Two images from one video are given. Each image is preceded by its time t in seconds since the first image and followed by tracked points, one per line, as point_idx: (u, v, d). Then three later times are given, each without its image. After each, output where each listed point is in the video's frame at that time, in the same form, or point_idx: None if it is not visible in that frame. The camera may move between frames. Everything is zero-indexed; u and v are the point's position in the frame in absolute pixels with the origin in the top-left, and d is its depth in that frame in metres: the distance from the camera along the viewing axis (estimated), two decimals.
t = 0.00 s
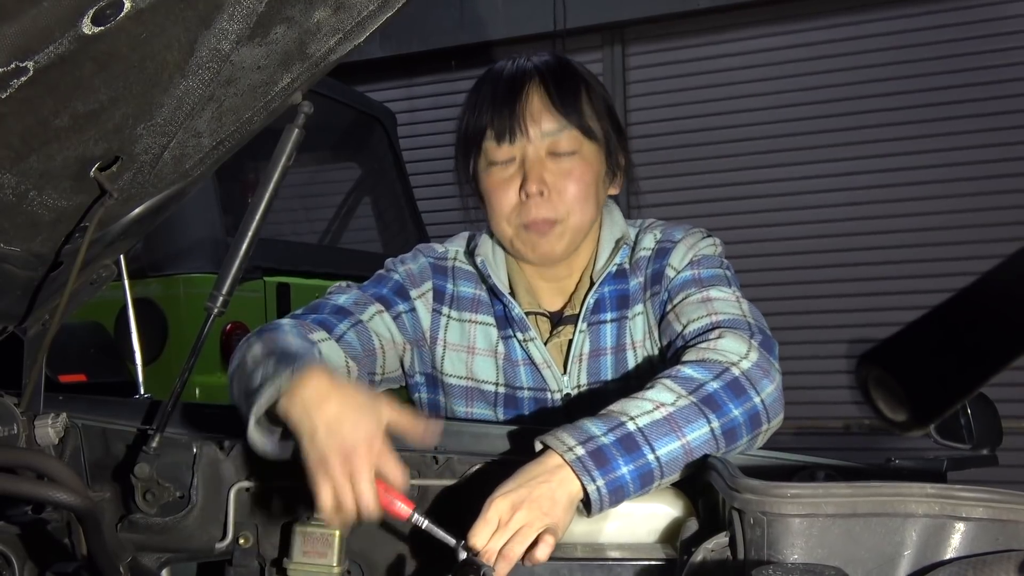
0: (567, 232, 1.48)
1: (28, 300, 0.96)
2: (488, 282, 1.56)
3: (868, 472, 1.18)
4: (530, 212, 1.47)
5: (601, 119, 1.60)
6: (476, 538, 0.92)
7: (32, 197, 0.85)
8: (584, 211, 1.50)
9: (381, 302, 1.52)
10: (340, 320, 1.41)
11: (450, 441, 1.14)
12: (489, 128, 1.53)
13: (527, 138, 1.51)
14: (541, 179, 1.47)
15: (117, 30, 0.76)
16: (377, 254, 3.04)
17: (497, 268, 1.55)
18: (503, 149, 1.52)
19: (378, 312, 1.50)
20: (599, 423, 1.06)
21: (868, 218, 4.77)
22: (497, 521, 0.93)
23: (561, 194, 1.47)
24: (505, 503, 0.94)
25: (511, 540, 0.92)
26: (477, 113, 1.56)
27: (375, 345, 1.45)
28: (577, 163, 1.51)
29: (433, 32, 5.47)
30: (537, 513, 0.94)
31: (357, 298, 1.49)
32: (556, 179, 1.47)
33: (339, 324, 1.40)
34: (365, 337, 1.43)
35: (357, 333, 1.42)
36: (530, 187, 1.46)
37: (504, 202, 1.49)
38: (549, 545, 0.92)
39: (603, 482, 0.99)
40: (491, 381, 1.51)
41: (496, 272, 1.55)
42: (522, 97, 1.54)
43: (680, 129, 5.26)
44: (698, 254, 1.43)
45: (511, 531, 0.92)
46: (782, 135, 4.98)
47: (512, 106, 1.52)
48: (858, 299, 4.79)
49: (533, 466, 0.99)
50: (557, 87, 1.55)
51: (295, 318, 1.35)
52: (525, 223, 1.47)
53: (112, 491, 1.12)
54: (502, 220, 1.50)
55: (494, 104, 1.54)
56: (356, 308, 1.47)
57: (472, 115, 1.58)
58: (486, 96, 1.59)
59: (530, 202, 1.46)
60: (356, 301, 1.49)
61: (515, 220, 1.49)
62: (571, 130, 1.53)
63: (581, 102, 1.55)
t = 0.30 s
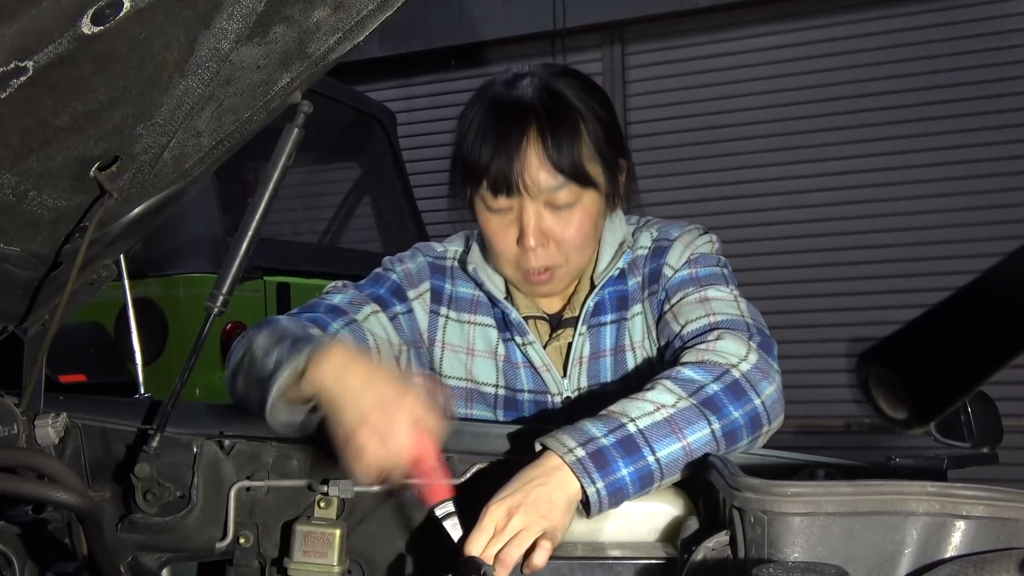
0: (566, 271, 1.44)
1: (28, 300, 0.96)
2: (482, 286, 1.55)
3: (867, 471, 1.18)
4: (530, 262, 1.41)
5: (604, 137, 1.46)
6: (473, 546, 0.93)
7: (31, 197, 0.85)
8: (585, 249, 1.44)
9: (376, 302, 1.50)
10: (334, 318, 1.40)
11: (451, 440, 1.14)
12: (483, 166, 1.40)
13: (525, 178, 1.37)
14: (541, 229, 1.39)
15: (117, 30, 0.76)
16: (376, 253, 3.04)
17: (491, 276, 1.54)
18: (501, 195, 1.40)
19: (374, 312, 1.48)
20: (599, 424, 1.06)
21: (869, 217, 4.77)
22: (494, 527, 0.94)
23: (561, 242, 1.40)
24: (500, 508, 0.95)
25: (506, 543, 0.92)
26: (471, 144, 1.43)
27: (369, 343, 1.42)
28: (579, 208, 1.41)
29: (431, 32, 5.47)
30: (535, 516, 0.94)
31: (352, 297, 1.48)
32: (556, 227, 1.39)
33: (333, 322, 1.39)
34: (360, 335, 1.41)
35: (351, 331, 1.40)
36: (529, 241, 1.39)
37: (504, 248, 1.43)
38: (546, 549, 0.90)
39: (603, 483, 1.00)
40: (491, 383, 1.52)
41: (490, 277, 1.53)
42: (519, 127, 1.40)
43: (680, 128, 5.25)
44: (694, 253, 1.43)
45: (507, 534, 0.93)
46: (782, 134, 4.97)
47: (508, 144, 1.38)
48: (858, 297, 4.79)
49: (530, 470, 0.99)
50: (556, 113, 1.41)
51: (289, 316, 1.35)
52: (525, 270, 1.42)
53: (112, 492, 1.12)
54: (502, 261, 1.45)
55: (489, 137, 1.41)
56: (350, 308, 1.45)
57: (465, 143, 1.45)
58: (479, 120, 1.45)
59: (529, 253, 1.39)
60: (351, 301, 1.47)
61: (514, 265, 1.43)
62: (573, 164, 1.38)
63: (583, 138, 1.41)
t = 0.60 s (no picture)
0: (557, 289, 1.43)
1: (28, 300, 0.96)
2: (472, 299, 1.53)
3: (866, 472, 1.18)
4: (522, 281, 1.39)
5: (602, 158, 1.44)
6: (472, 548, 0.92)
7: (32, 196, 0.85)
8: (577, 269, 1.43)
9: (375, 307, 1.51)
10: (334, 327, 1.41)
11: (450, 439, 1.15)
12: (478, 186, 1.37)
13: (522, 202, 1.35)
14: (534, 250, 1.37)
15: (118, 28, 0.76)
16: (376, 253, 3.04)
17: (481, 286, 1.52)
18: (493, 219, 1.38)
19: (372, 318, 1.49)
20: (598, 429, 1.05)
21: (869, 218, 4.77)
22: (493, 529, 0.93)
23: (554, 264, 1.39)
24: (499, 511, 0.94)
25: (507, 546, 0.92)
26: (465, 162, 1.40)
27: (368, 353, 1.46)
28: (573, 231, 1.39)
29: (432, 31, 5.47)
30: (534, 519, 0.94)
31: (352, 302, 1.48)
32: (550, 248, 1.38)
33: (334, 331, 1.40)
34: (360, 344, 1.44)
35: (351, 340, 1.43)
36: (522, 265, 1.36)
37: (495, 267, 1.41)
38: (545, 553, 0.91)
39: (602, 489, 1.00)
40: (487, 390, 1.51)
41: (478, 288, 1.52)
42: (517, 148, 1.37)
43: (680, 128, 5.25)
44: (687, 253, 1.44)
45: (507, 537, 0.92)
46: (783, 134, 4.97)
47: (505, 165, 1.36)
48: (859, 297, 4.80)
49: (530, 472, 0.99)
50: (555, 135, 1.39)
51: (288, 326, 1.35)
52: (517, 289, 1.41)
53: (112, 491, 1.12)
54: (492, 277, 1.43)
55: (485, 157, 1.38)
56: (349, 314, 1.46)
57: (459, 160, 1.42)
58: (474, 137, 1.42)
59: (521, 275, 1.38)
60: (350, 306, 1.48)
61: (506, 283, 1.42)
62: (570, 187, 1.37)
63: (578, 162, 1.39)
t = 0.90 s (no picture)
0: (556, 283, 1.43)
1: (28, 299, 0.96)
2: (473, 297, 1.53)
3: (868, 472, 1.18)
4: (521, 275, 1.39)
5: (602, 153, 1.44)
6: (474, 547, 0.92)
7: (32, 196, 0.85)
8: (576, 263, 1.42)
9: (375, 307, 1.50)
10: (336, 327, 1.40)
11: (451, 439, 1.14)
12: (478, 180, 1.37)
13: (522, 194, 1.35)
14: (534, 243, 1.37)
15: (119, 27, 0.76)
16: (377, 252, 3.04)
17: (482, 285, 1.52)
18: (493, 213, 1.38)
19: (372, 318, 1.48)
20: (599, 428, 1.05)
21: (870, 218, 4.77)
22: (495, 528, 0.93)
23: (554, 257, 1.38)
24: (501, 510, 0.94)
25: (508, 546, 0.92)
26: (465, 157, 1.40)
27: (368, 353, 1.45)
28: (573, 225, 1.39)
29: (433, 30, 5.47)
30: (535, 519, 0.94)
31: (353, 302, 1.47)
32: (549, 242, 1.38)
33: (335, 331, 1.39)
34: (360, 345, 1.43)
35: (352, 340, 1.42)
36: (521, 258, 1.36)
37: (495, 262, 1.40)
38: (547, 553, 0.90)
39: (603, 488, 1.00)
40: (488, 389, 1.51)
41: (480, 286, 1.52)
42: (517, 142, 1.37)
43: (681, 128, 5.25)
44: (688, 253, 1.44)
45: (508, 537, 0.92)
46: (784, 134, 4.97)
47: (506, 159, 1.36)
48: (859, 298, 4.80)
49: (532, 471, 0.99)
50: (555, 128, 1.39)
51: (286, 326, 1.33)
52: (516, 283, 1.41)
53: (113, 490, 1.12)
54: (491, 271, 1.43)
55: (485, 152, 1.38)
56: (350, 313, 1.45)
57: (458, 155, 1.42)
58: (474, 132, 1.42)
59: (521, 269, 1.38)
60: (351, 305, 1.46)
61: (505, 277, 1.41)
62: (571, 181, 1.37)
63: (578, 155, 1.39)
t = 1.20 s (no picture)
0: (555, 279, 1.42)
1: (29, 298, 0.96)
2: (471, 295, 1.53)
3: (868, 473, 1.18)
4: (521, 270, 1.38)
5: (603, 149, 1.44)
6: (473, 547, 0.92)
7: (32, 195, 0.85)
8: (576, 258, 1.42)
9: (371, 304, 1.50)
10: (329, 321, 1.39)
11: (452, 439, 1.13)
12: (480, 172, 1.37)
13: (523, 185, 1.35)
14: (534, 237, 1.37)
15: (120, 26, 0.76)
16: (377, 252, 3.04)
17: (480, 282, 1.52)
18: (493, 205, 1.38)
19: (368, 314, 1.48)
20: (598, 426, 1.05)
21: (871, 218, 4.77)
22: (494, 528, 0.94)
23: (553, 252, 1.38)
24: (500, 510, 0.95)
25: (506, 544, 0.92)
26: (466, 150, 1.40)
27: (363, 347, 1.44)
28: (573, 219, 1.39)
29: (433, 30, 5.47)
30: (534, 518, 0.94)
31: (347, 299, 1.47)
32: (549, 236, 1.38)
33: (329, 325, 1.38)
34: (355, 339, 1.42)
35: (346, 334, 1.40)
36: (521, 251, 1.36)
37: (494, 256, 1.40)
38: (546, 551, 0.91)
39: (603, 486, 1.00)
40: (487, 387, 1.51)
41: (479, 284, 1.52)
42: (519, 135, 1.37)
43: (681, 128, 5.24)
44: (685, 252, 1.44)
45: (507, 536, 0.92)
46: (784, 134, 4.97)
47: (507, 151, 1.36)
48: (860, 298, 4.80)
49: (531, 470, 0.99)
50: (557, 122, 1.39)
51: (283, 319, 1.32)
52: (516, 278, 1.41)
53: (113, 490, 1.12)
54: (491, 266, 1.42)
55: (487, 145, 1.38)
56: (345, 310, 1.44)
57: (459, 149, 1.42)
58: (476, 125, 1.42)
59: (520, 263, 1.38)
60: (346, 302, 1.46)
61: (504, 272, 1.41)
62: (572, 175, 1.37)
63: (579, 149, 1.39)
